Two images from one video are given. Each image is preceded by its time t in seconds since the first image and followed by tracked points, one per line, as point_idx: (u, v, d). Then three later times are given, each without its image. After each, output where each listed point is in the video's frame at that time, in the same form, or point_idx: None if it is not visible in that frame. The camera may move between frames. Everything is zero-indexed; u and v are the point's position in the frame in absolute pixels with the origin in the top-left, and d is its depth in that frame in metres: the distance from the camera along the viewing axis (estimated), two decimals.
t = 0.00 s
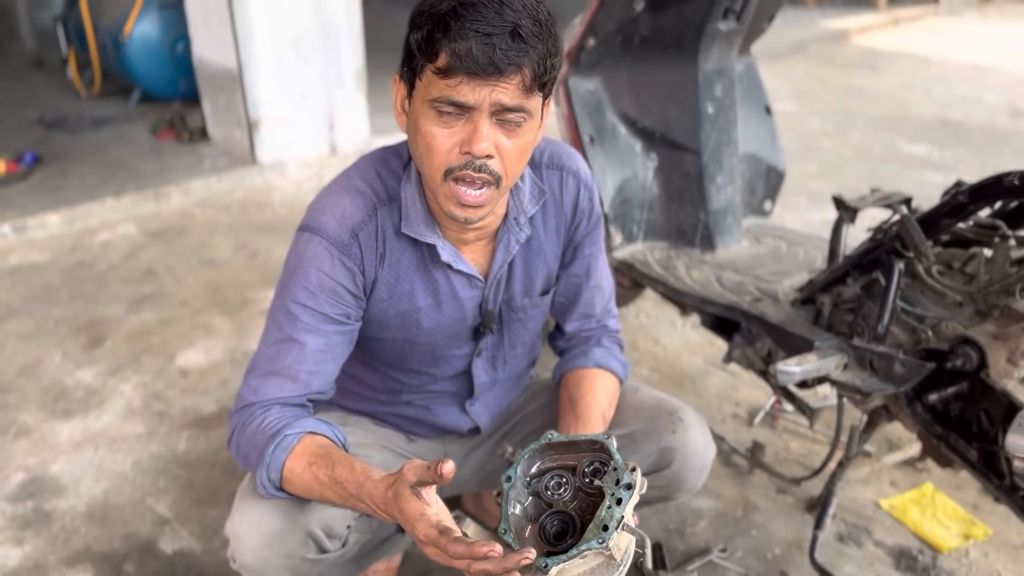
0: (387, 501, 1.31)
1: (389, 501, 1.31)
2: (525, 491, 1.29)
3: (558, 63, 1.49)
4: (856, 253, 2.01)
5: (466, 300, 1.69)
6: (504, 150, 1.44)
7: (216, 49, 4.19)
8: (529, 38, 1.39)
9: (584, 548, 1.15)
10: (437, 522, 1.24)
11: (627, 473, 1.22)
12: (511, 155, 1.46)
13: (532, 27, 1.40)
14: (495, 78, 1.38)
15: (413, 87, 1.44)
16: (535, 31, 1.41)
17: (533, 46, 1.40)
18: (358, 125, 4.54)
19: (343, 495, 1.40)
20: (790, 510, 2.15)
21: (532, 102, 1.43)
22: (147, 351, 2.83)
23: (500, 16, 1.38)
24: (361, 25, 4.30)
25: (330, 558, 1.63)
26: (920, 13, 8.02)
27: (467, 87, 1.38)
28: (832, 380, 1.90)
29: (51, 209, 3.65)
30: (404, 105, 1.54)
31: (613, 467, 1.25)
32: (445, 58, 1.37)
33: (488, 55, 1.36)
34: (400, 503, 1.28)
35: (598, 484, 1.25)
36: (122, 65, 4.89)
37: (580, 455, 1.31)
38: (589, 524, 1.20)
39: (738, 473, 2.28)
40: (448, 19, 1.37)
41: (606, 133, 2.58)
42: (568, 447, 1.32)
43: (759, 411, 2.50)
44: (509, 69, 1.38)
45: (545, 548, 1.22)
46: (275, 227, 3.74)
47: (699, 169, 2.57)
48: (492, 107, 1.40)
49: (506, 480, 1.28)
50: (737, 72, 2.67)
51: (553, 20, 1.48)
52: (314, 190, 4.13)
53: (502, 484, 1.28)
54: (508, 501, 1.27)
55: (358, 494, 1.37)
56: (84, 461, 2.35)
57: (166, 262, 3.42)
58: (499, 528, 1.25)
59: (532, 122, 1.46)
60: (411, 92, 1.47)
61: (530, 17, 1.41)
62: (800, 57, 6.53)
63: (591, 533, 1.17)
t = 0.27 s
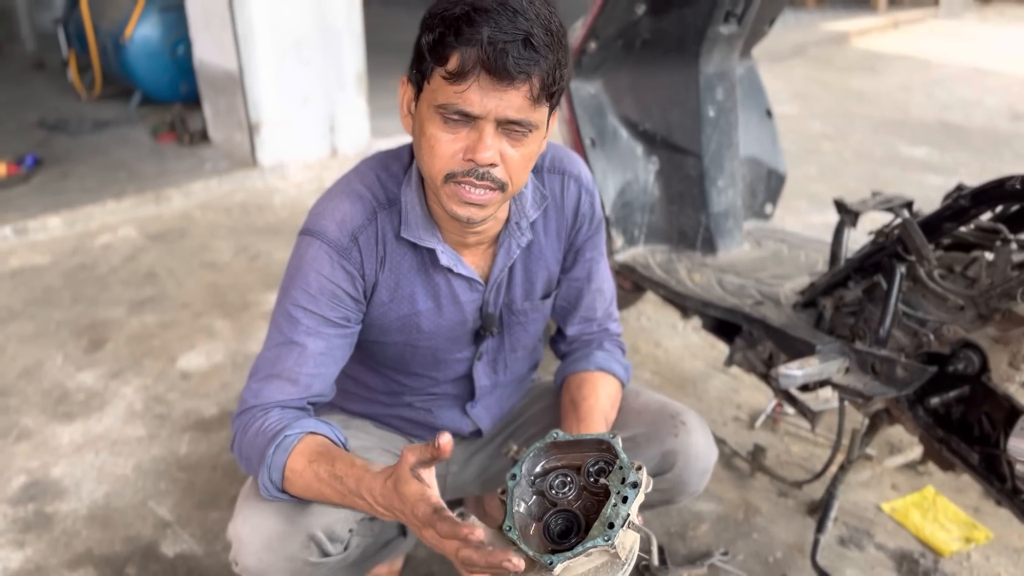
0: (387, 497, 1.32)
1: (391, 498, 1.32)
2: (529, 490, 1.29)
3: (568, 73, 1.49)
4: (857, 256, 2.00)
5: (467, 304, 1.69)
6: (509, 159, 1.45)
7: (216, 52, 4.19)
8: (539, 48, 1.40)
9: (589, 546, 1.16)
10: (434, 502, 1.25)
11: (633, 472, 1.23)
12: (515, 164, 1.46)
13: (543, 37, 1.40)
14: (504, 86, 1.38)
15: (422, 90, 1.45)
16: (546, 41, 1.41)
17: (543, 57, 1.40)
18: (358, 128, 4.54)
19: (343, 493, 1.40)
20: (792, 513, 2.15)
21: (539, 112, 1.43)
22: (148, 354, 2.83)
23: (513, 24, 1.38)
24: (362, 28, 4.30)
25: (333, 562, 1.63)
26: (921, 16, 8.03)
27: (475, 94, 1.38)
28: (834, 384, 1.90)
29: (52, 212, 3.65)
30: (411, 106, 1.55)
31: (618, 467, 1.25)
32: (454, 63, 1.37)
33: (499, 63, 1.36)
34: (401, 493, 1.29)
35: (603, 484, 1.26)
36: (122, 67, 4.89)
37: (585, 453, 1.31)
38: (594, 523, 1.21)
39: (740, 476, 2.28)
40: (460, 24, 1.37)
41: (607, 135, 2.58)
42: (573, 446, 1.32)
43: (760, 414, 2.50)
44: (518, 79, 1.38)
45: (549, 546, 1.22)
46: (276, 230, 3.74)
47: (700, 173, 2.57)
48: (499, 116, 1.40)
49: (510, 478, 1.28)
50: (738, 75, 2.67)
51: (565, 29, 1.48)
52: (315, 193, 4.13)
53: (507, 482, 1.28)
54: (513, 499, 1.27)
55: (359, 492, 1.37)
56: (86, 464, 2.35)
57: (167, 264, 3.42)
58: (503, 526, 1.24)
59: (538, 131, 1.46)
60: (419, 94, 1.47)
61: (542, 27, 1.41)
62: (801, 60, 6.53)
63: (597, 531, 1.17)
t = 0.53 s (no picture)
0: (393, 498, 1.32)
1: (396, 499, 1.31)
2: (528, 488, 1.29)
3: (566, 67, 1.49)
4: (856, 257, 2.00)
5: (469, 303, 1.69)
6: (511, 154, 1.45)
7: (216, 53, 4.20)
8: (538, 41, 1.40)
9: (587, 543, 1.16)
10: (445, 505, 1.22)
11: (631, 469, 1.24)
12: (518, 159, 1.46)
13: (541, 31, 1.41)
14: (505, 80, 1.38)
15: (422, 89, 1.45)
16: (544, 34, 1.42)
17: (542, 49, 1.41)
18: (358, 129, 4.54)
19: (350, 494, 1.40)
20: (791, 513, 2.16)
21: (540, 106, 1.44)
22: (148, 355, 2.83)
23: (511, 18, 1.39)
24: (361, 29, 4.31)
25: (333, 561, 1.63)
26: (919, 18, 8.04)
27: (476, 90, 1.38)
28: (833, 384, 1.90)
29: (51, 213, 3.66)
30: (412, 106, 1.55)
31: (616, 464, 1.26)
32: (455, 60, 1.38)
33: (499, 57, 1.37)
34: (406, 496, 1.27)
35: (602, 481, 1.26)
36: (122, 69, 4.89)
37: (584, 452, 1.32)
38: (592, 520, 1.21)
39: (739, 476, 2.28)
40: (458, 20, 1.38)
41: (607, 137, 2.59)
42: (572, 444, 1.33)
43: (759, 414, 2.51)
44: (518, 72, 1.39)
45: (547, 543, 1.22)
46: (275, 231, 3.75)
47: (699, 174, 2.57)
48: (500, 111, 1.41)
49: (509, 476, 1.29)
50: (737, 76, 2.68)
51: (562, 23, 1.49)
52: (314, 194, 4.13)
53: (506, 480, 1.29)
54: (512, 496, 1.27)
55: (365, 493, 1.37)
56: (86, 464, 2.35)
57: (167, 265, 3.42)
58: (502, 523, 1.25)
59: (539, 126, 1.47)
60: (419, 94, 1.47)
61: (540, 20, 1.42)
62: (799, 61, 6.55)
63: (595, 528, 1.18)
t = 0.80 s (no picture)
0: (397, 499, 1.34)
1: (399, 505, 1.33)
2: (527, 482, 1.30)
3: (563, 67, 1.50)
4: (853, 256, 2.00)
5: (467, 301, 1.70)
6: (512, 160, 1.46)
7: (214, 54, 4.20)
8: (537, 46, 1.41)
9: (585, 535, 1.17)
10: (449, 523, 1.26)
11: (629, 463, 1.24)
12: (519, 163, 1.47)
13: (539, 35, 1.41)
14: (505, 88, 1.39)
15: (421, 94, 1.45)
16: (542, 38, 1.42)
17: (541, 54, 1.41)
18: (356, 129, 4.55)
19: (350, 497, 1.41)
20: (788, 512, 2.16)
21: (540, 110, 1.45)
22: (146, 354, 2.83)
23: (509, 24, 1.38)
24: (359, 30, 4.31)
25: (331, 559, 1.63)
26: (916, 19, 8.05)
27: (477, 99, 1.39)
28: (830, 383, 1.91)
29: (49, 213, 3.66)
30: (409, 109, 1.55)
31: (615, 458, 1.26)
32: (455, 69, 1.38)
33: (499, 65, 1.37)
34: (412, 504, 1.30)
35: (600, 475, 1.26)
36: (120, 69, 4.89)
37: (582, 447, 1.32)
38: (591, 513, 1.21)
39: (736, 475, 2.29)
40: (456, 27, 1.37)
41: (604, 137, 2.60)
42: (570, 439, 1.34)
43: (757, 414, 2.51)
44: (518, 79, 1.39)
45: (546, 537, 1.23)
46: (273, 231, 3.75)
47: (697, 173, 2.58)
48: (501, 119, 1.41)
49: (508, 470, 1.29)
50: (735, 76, 2.69)
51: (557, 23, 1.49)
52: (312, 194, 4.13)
53: (504, 475, 1.29)
54: (511, 491, 1.27)
55: (367, 496, 1.39)
56: (83, 464, 2.35)
57: (165, 265, 3.43)
58: (501, 517, 1.25)
59: (539, 129, 1.48)
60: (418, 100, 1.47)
61: (537, 24, 1.42)
62: (797, 62, 6.56)
63: (593, 521, 1.18)
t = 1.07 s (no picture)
0: (403, 500, 1.33)
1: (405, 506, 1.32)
2: (524, 479, 1.30)
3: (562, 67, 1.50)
4: (850, 255, 2.00)
5: (463, 299, 1.69)
6: (514, 162, 1.46)
7: (211, 53, 4.20)
8: (540, 51, 1.40)
9: (582, 530, 1.16)
10: (469, 530, 1.23)
11: (626, 459, 1.25)
12: (521, 165, 1.48)
13: (540, 38, 1.40)
14: (508, 94, 1.38)
15: (420, 99, 1.43)
16: (543, 41, 1.41)
17: (544, 60, 1.40)
18: (353, 129, 4.53)
19: (352, 497, 1.41)
20: (785, 511, 2.16)
21: (541, 113, 1.44)
22: (142, 354, 2.83)
23: (511, 29, 1.37)
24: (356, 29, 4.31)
25: (327, 558, 1.63)
26: (913, 19, 8.06)
27: (480, 105, 1.38)
28: (827, 381, 1.91)
29: (46, 212, 3.65)
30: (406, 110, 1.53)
31: (612, 455, 1.27)
32: (457, 76, 1.36)
33: (503, 72, 1.36)
34: (422, 506, 1.29)
35: (597, 472, 1.27)
36: (116, 68, 4.88)
37: (579, 444, 1.32)
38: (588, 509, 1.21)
39: (733, 474, 2.29)
40: (458, 34, 1.36)
41: (602, 135, 2.60)
42: (569, 437, 1.34)
43: (754, 413, 2.51)
44: (522, 86, 1.38)
45: (542, 532, 1.22)
46: (270, 230, 3.74)
47: (694, 172, 2.58)
48: (504, 124, 1.41)
49: (505, 467, 1.29)
50: (732, 75, 2.69)
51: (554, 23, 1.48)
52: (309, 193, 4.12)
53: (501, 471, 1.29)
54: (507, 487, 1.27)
55: (371, 497, 1.38)
56: (79, 463, 2.34)
57: (161, 264, 3.42)
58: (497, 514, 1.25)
59: (540, 130, 1.47)
60: (417, 103, 1.45)
61: (537, 27, 1.41)
62: (794, 62, 6.56)
63: (590, 517, 1.18)
